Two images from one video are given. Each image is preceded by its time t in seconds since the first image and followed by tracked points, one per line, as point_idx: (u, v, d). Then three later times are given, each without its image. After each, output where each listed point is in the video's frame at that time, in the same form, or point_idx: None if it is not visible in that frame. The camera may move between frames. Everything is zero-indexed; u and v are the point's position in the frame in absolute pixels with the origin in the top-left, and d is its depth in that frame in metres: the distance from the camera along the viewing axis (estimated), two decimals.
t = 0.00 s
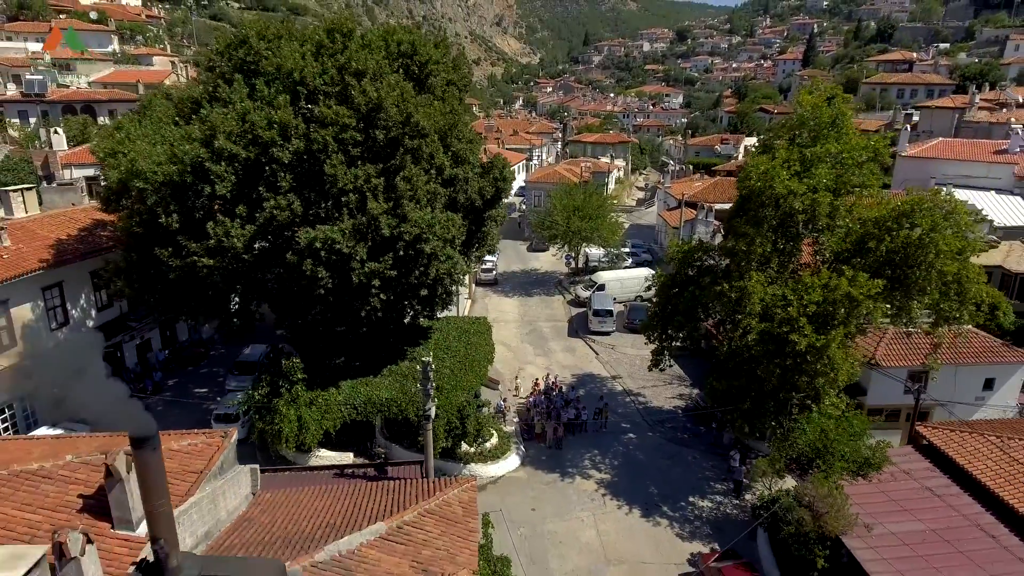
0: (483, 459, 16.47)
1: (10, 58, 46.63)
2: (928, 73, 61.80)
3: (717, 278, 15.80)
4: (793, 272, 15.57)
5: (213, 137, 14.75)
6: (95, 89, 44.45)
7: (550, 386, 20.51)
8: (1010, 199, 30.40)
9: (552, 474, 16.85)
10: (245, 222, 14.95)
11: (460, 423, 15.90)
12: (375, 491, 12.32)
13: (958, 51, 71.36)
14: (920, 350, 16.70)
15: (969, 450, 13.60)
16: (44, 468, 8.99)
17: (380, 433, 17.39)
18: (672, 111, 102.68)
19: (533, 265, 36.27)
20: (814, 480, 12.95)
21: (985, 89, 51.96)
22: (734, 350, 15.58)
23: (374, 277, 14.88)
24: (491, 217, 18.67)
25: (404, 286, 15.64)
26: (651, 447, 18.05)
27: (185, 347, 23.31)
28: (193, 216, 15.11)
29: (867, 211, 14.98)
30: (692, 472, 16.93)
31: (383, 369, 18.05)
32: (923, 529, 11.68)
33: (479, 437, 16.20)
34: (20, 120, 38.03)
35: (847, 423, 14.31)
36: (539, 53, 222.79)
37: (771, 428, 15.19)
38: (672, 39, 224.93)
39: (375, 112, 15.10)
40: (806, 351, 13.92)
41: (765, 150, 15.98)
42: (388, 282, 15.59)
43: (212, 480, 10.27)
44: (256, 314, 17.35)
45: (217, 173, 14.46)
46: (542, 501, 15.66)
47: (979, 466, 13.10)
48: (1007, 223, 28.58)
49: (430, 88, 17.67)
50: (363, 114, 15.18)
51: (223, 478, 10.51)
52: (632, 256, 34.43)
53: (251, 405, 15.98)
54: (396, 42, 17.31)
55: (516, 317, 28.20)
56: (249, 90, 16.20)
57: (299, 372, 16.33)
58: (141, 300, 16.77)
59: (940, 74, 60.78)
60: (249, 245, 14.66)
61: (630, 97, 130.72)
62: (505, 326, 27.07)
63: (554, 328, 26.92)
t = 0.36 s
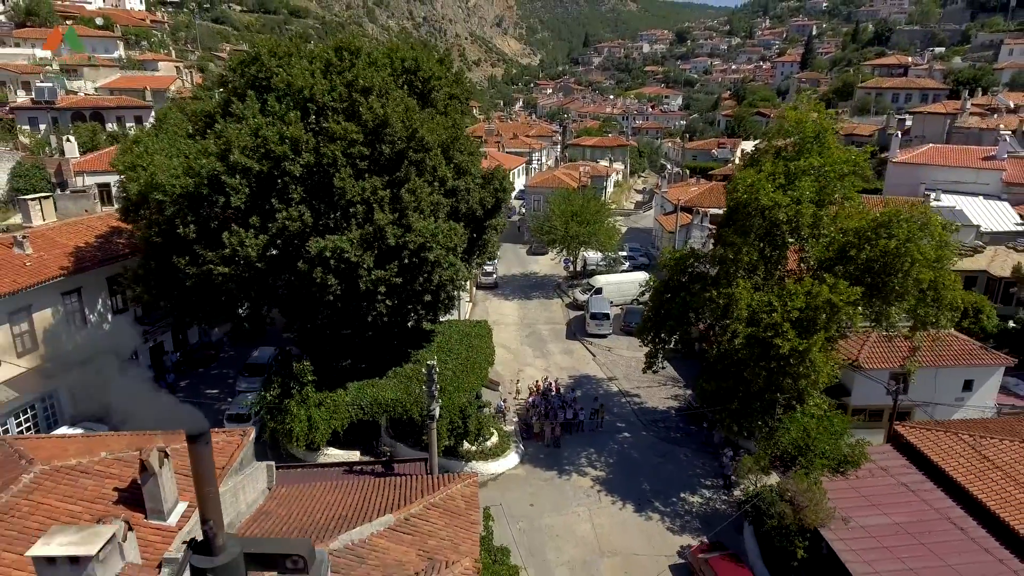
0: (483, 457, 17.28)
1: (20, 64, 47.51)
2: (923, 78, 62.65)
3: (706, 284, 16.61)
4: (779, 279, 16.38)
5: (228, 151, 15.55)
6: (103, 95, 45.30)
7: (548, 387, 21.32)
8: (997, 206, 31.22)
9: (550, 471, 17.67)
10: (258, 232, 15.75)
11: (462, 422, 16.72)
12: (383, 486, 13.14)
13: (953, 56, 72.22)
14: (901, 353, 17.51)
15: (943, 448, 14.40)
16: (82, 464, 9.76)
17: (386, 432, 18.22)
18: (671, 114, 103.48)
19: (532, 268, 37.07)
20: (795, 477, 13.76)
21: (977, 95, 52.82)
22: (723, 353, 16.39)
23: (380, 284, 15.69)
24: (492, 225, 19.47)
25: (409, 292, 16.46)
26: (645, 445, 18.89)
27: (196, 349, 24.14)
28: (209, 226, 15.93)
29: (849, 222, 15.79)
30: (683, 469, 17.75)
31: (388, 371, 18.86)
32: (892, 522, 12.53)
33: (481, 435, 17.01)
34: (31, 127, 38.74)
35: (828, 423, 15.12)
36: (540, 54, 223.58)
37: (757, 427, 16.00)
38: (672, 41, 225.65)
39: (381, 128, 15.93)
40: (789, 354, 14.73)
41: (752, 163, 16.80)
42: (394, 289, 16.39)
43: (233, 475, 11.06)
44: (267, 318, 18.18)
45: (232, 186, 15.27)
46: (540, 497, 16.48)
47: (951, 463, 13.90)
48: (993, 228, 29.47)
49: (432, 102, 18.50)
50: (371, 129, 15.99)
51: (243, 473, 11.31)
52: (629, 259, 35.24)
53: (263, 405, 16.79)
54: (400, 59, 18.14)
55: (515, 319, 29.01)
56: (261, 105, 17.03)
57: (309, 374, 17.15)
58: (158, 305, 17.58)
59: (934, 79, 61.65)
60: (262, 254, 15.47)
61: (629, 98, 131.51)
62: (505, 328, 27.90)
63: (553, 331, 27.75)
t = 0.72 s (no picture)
0: (484, 456, 18.11)
1: (28, 71, 48.39)
2: (918, 83, 63.44)
3: (697, 291, 17.42)
4: (766, 287, 17.19)
5: (242, 166, 16.37)
6: (111, 102, 46.19)
7: (546, 388, 22.14)
8: (984, 212, 32.01)
9: (548, 470, 18.49)
10: (269, 242, 16.55)
11: (464, 423, 17.53)
12: (389, 483, 13.98)
13: (948, 60, 73.03)
14: (883, 356, 18.34)
15: (919, 447, 15.22)
16: (114, 461, 10.52)
17: (391, 432, 19.05)
18: (670, 116, 104.32)
19: (531, 272, 37.88)
20: (778, 475, 14.58)
21: (970, 100, 53.57)
22: (713, 357, 17.19)
23: (386, 292, 16.48)
24: (492, 233, 20.27)
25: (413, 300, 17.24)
26: (639, 445, 19.72)
27: (206, 352, 24.99)
28: (222, 236, 16.73)
29: (832, 233, 16.60)
30: (675, 467, 18.57)
31: (393, 374, 19.64)
32: (863, 518, 13.40)
33: (482, 435, 17.83)
34: (41, 134, 39.52)
35: (811, 424, 15.92)
36: (540, 56, 224.14)
37: (745, 428, 16.81)
38: (671, 42, 226.48)
39: (387, 143, 16.75)
40: (774, 359, 15.53)
41: (740, 176, 17.63)
42: (399, 296, 17.17)
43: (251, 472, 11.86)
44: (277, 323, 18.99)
45: (245, 199, 16.08)
46: (538, 494, 17.31)
47: (926, 461, 14.73)
48: (980, 233, 30.26)
49: (435, 118, 19.32)
50: (377, 144, 16.81)
51: (261, 470, 12.13)
52: (626, 264, 36.05)
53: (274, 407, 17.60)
54: (404, 77, 18.98)
55: (515, 323, 29.84)
56: (272, 121, 17.84)
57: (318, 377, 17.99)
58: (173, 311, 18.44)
59: (929, 84, 62.47)
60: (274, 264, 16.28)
61: (628, 100, 132.27)
62: (505, 332, 28.73)
63: (551, 334, 28.58)
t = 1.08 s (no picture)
0: (484, 456, 18.97)
1: (36, 79, 49.19)
2: (912, 88, 64.28)
3: (688, 299, 18.26)
4: (754, 295, 18.02)
5: (254, 181, 17.20)
6: (117, 109, 47.00)
7: (544, 391, 22.97)
8: (973, 219, 32.82)
9: (546, 470, 19.30)
10: (280, 252, 17.37)
11: (466, 424, 18.37)
12: (395, 481, 14.85)
13: (943, 65, 73.92)
14: (866, 360, 19.19)
15: (896, 447, 16.10)
16: (142, 461, 11.19)
17: (395, 434, 19.90)
18: (669, 119, 105.13)
19: (530, 277, 38.71)
20: (764, 474, 15.40)
21: (962, 106, 54.43)
22: (704, 362, 18.04)
23: (391, 300, 17.32)
24: (492, 242, 21.11)
25: (417, 307, 18.10)
26: (633, 446, 20.56)
27: (216, 356, 25.84)
28: (236, 247, 17.57)
29: (815, 244, 17.45)
30: (667, 467, 19.39)
31: (397, 377, 20.47)
32: (837, 514, 14.27)
33: (481, 435, 18.72)
34: (51, 141, 40.34)
35: (795, 426, 16.74)
36: (540, 58, 224.80)
37: (733, 430, 17.61)
38: (671, 44, 227.29)
39: (393, 158, 17.62)
40: (761, 364, 16.36)
41: (729, 190, 18.50)
42: (404, 303, 18.00)
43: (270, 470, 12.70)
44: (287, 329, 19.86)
45: (258, 212, 16.92)
46: (535, 492, 18.17)
47: (902, 460, 15.60)
48: (967, 240, 31.08)
49: (438, 133, 20.21)
50: (383, 159, 17.66)
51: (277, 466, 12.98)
52: (623, 268, 36.87)
53: (284, 409, 18.43)
54: (409, 94, 19.84)
55: (514, 327, 30.68)
56: (282, 136, 18.68)
57: (326, 381, 18.85)
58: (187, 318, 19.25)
59: (923, 89, 63.32)
60: (286, 273, 17.11)
61: (628, 103, 133.05)
62: (505, 335, 29.59)
63: (550, 337, 29.43)
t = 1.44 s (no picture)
0: (483, 456, 19.84)
1: (44, 86, 50.08)
2: (906, 94, 65.12)
3: (679, 307, 19.13)
4: (741, 303, 18.88)
5: (266, 195, 18.08)
6: (125, 116, 47.92)
7: (542, 394, 23.83)
8: (961, 225, 33.67)
9: (543, 470, 20.15)
10: (290, 263, 18.23)
11: (467, 425, 19.23)
12: (399, 480, 15.72)
13: (937, 71, 74.92)
14: (850, 365, 20.03)
15: (875, 448, 16.97)
16: (166, 461, 11.98)
17: (399, 435, 20.76)
18: (667, 122, 106.02)
19: (530, 282, 39.58)
20: (749, 474, 16.25)
21: (955, 112, 55.34)
22: (694, 367, 18.89)
23: (396, 308, 18.16)
24: (492, 251, 21.95)
25: (420, 314, 18.94)
26: (627, 447, 21.41)
27: (224, 360, 26.70)
28: (248, 257, 18.45)
29: (799, 254, 18.33)
30: (660, 468, 20.24)
31: (401, 381, 21.29)
32: (814, 512, 15.14)
33: (482, 436, 19.58)
34: (61, 149, 41.27)
35: (780, 428, 17.58)
36: (540, 60, 225.83)
37: (722, 432, 18.45)
38: (670, 46, 228.22)
39: (397, 173, 18.51)
40: (747, 369, 17.22)
41: (718, 203, 19.40)
42: (408, 311, 18.83)
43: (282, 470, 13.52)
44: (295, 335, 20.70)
45: (269, 225, 17.80)
46: (533, 491, 19.03)
47: (880, 461, 16.48)
48: (953, 246, 31.90)
49: (440, 148, 21.13)
50: (387, 174, 18.54)
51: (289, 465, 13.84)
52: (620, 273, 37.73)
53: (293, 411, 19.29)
54: (412, 110, 20.74)
55: (514, 331, 31.55)
56: (292, 151, 19.57)
57: (333, 385, 19.68)
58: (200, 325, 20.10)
59: (918, 95, 64.24)
60: (295, 283, 17.96)
61: (627, 105, 133.91)
62: (504, 339, 30.47)
63: (548, 341, 30.29)
